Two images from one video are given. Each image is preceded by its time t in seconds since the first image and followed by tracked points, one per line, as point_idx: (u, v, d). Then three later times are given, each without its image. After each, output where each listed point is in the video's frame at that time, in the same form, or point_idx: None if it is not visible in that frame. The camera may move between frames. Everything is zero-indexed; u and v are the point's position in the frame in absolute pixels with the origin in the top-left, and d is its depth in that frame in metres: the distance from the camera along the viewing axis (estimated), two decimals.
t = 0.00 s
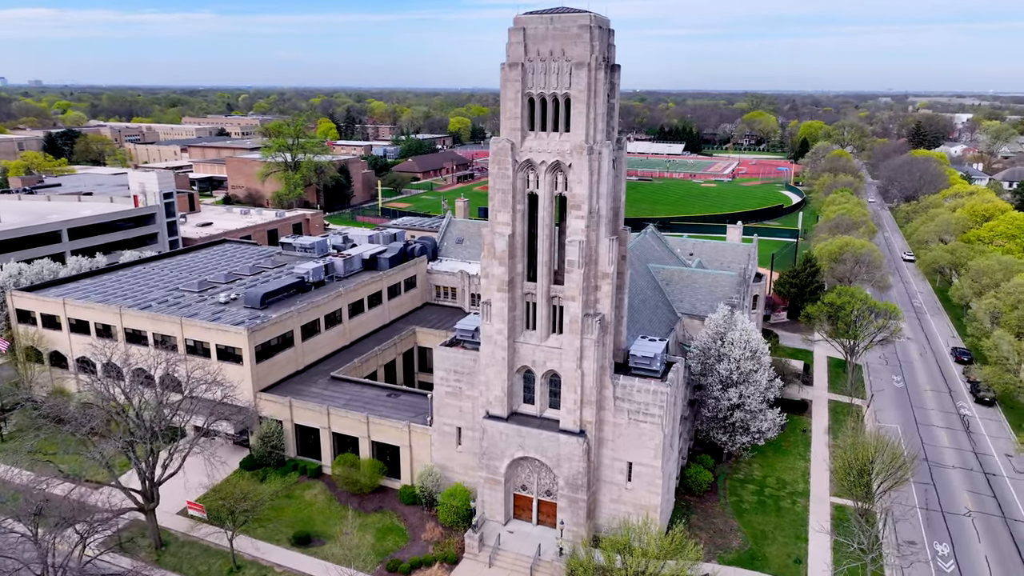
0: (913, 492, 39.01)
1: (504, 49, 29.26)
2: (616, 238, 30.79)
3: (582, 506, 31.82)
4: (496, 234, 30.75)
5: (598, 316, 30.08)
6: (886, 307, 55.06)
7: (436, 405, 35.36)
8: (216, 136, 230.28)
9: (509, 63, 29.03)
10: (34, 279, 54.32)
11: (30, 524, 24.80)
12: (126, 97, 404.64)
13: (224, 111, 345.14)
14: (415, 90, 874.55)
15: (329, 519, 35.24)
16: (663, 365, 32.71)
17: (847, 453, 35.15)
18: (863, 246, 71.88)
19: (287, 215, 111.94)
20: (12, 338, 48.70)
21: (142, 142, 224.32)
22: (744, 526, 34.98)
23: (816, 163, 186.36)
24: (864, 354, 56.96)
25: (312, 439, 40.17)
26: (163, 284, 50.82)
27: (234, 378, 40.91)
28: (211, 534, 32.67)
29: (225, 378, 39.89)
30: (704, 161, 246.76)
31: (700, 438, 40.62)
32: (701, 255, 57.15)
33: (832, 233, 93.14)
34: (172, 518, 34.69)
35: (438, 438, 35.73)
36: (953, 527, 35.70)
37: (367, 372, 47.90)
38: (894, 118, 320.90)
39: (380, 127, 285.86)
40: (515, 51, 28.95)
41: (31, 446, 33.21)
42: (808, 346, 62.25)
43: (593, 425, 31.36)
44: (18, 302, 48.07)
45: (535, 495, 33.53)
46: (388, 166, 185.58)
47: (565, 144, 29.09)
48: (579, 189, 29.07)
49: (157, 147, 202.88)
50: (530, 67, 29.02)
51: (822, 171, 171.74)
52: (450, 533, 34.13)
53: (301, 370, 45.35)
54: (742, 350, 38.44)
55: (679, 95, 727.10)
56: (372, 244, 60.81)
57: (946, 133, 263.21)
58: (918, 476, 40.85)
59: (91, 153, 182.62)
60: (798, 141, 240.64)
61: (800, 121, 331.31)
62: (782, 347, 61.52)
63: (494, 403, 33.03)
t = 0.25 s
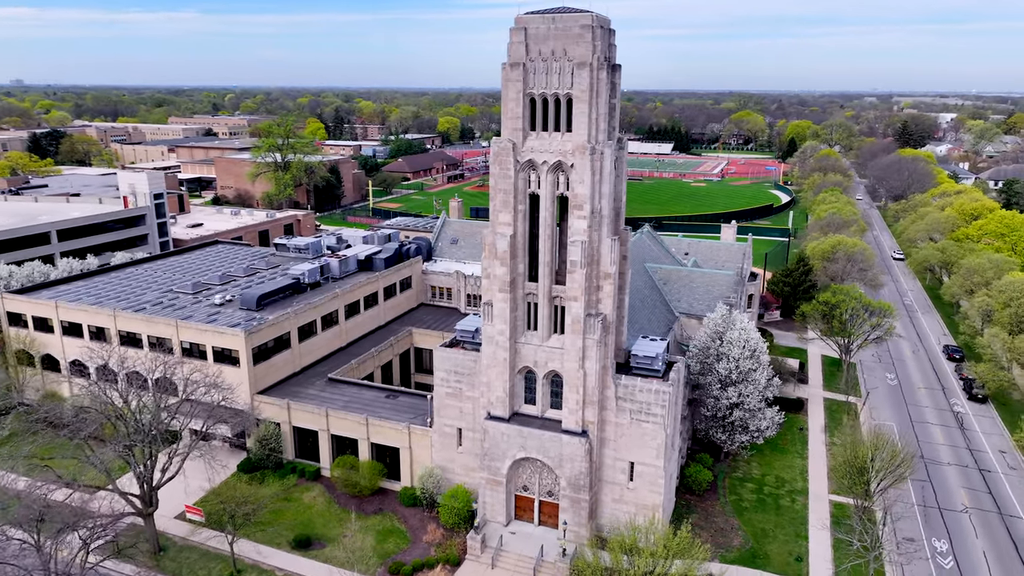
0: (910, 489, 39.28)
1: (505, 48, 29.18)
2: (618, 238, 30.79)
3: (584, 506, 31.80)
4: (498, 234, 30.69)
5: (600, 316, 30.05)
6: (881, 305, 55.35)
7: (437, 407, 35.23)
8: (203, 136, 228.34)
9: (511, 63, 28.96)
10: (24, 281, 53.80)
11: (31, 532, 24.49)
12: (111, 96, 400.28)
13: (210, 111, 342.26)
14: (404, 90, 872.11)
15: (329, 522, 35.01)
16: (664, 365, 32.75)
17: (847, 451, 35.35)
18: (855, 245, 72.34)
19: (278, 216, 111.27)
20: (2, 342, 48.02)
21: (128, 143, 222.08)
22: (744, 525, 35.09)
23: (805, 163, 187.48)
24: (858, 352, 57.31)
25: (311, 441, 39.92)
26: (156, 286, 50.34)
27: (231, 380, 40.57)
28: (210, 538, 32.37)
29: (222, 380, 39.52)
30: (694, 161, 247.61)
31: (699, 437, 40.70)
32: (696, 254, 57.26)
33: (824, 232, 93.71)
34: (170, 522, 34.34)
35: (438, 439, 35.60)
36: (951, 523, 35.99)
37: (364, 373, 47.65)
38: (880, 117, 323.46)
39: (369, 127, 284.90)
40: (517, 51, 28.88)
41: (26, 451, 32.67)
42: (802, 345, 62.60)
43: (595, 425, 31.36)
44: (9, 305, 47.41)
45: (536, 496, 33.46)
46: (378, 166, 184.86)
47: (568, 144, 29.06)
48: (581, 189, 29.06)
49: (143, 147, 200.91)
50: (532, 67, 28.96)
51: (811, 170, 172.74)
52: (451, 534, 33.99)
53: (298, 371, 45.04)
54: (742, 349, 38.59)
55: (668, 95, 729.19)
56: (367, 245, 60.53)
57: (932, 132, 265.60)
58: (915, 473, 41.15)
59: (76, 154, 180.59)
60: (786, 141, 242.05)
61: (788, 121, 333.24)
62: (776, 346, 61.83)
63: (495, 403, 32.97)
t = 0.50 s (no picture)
0: (907, 486, 39.60)
1: (506, 48, 29.10)
2: (619, 238, 30.76)
3: (586, 507, 31.78)
4: (499, 235, 30.62)
5: (602, 316, 30.02)
6: (875, 304, 55.60)
7: (437, 408, 35.09)
8: (189, 137, 226.27)
9: (512, 62, 28.89)
10: (13, 283, 53.26)
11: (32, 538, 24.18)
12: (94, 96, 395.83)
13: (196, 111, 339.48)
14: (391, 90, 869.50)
15: (328, 525, 34.78)
16: (665, 365, 32.75)
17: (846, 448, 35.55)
18: (846, 244, 72.85)
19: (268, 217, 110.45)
20: None
21: (112, 143, 219.62)
22: (744, 523, 35.22)
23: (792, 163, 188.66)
24: (852, 351, 57.68)
25: (309, 444, 39.65)
26: (149, 289, 49.81)
27: (227, 383, 40.19)
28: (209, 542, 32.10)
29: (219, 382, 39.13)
30: (682, 160, 248.54)
31: (697, 436, 40.81)
32: (690, 254, 57.40)
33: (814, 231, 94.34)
34: (168, 527, 33.97)
35: (438, 441, 35.44)
36: (948, 519, 36.32)
37: (361, 374, 47.36)
38: (865, 117, 326.19)
39: (357, 127, 283.81)
40: (518, 50, 28.80)
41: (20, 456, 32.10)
42: (795, 344, 62.99)
43: (598, 425, 31.34)
44: None
45: (538, 496, 33.38)
46: (367, 166, 184.16)
47: (569, 144, 29.02)
48: (583, 189, 29.03)
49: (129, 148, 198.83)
50: (533, 67, 28.90)
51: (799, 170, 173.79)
52: (452, 536, 33.85)
53: (294, 373, 44.71)
54: (740, 348, 38.77)
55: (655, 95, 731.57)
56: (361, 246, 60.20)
57: (917, 132, 268.10)
58: (911, 470, 41.48)
59: (61, 155, 178.39)
60: (774, 140, 243.58)
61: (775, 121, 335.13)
62: (770, 345, 62.14)
63: (496, 404, 32.89)
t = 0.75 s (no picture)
0: (904, 483, 39.88)
1: (507, 48, 29.03)
2: (620, 238, 30.75)
3: (588, 507, 31.75)
4: (500, 235, 30.54)
5: (604, 316, 30.01)
6: (868, 303, 55.92)
7: (436, 409, 34.95)
8: (175, 137, 224.15)
9: (512, 62, 28.82)
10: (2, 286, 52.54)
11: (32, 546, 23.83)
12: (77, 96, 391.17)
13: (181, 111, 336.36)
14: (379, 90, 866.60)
15: (328, 527, 34.55)
16: (665, 364, 32.81)
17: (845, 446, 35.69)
18: (838, 243, 73.37)
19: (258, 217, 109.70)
20: None
21: (97, 143, 217.21)
22: (744, 522, 35.36)
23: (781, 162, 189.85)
24: (845, 349, 58.07)
25: (307, 446, 39.36)
26: (142, 291, 49.30)
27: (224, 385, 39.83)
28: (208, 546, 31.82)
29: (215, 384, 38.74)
30: (671, 160, 249.35)
31: (695, 435, 40.91)
32: (685, 253, 57.59)
33: (804, 230, 94.92)
34: (165, 531, 33.61)
35: (437, 442, 35.30)
36: (944, 516, 36.64)
37: (357, 376, 47.09)
38: (851, 117, 329.06)
39: (345, 127, 282.60)
40: (518, 50, 28.72)
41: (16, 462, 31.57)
42: (789, 342, 63.34)
43: (599, 425, 31.34)
44: None
45: (539, 497, 33.32)
46: (356, 166, 183.35)
47: (570, 144, 28.99)
48: (584, 189, 28.99)
49: (114, 148, 196.68)
50: (533, 67, 28.84)
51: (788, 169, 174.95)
52: (453, 538, 33.73)
53: (290, 375, 44.38)
54: (738, 348, 38.95)
55: (643, 95, 733.79)
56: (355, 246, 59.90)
57: (902, 131, 270.79)
58: (907, 467, 41.77)
59: (45, 155, 176.17)
60: (761, 140, 245.02)
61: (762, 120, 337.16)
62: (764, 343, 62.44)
63: (497, 405, 32.81)
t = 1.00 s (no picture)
0: (901, 480, 40.16)
1: (507, 48, 28.95)
2: (621, 238, 30.74)
3: (590, 508, 31.72)
4: (501, 236, 30.45)
5: (605, 317, 30.01)
6: (862, 301, 56.26)
7: (436, 411, 34.79)
8: (161, 137, 222.04)
9: (513, 62, 28.75)
10: None
11: (31, 555, 23.46)
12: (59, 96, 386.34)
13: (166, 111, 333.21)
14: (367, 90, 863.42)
15: (328, 531, 34.30)
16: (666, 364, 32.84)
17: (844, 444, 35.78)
18: (830, 242, 73.80)
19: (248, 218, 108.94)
20: None
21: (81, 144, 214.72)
22: (744, 520, 35.48)
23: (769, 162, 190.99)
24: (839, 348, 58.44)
25: (305, 449, 39.06)
26: (135, 293, 48.77)
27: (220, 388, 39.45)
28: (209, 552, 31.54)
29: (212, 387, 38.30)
30: (660, 160, 250.12)
31: (694, 434, 40.98)
32: (680, 253, 57.66)
33: (795, 229, 95.42)
34: (163, 536, 33.25)
35: (437, 444, 35.14)
36: (941, 512, 36.96)
37: (354, 377, 46.81)
38: (837, 116, 331.70)
39: (332, 127, 281.24)
40: (519, 50, 28.64)
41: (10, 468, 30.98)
42: (782, 341, 63.68)
43: (601, 426, 31.32)
44: None
45: (540, 498, 33.24)
46: (345, 167, 182.49)
47: (572, 144, 28.96)
48: (586, 190, 28.96)
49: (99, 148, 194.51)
50: (534, 67, 28.78)
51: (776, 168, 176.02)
52: (454, 540, 33.60)
53: (286, 377, 44.05)
54: (737, 347, 39.14)
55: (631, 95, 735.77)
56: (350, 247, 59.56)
57: (887, 131, 273.27)
58: (903, 464, 42.06)
59: (29, 156, 173.97)
60: (749, 139, 246.42)
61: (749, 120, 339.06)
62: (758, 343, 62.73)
63: (498, 406, 32.73)
